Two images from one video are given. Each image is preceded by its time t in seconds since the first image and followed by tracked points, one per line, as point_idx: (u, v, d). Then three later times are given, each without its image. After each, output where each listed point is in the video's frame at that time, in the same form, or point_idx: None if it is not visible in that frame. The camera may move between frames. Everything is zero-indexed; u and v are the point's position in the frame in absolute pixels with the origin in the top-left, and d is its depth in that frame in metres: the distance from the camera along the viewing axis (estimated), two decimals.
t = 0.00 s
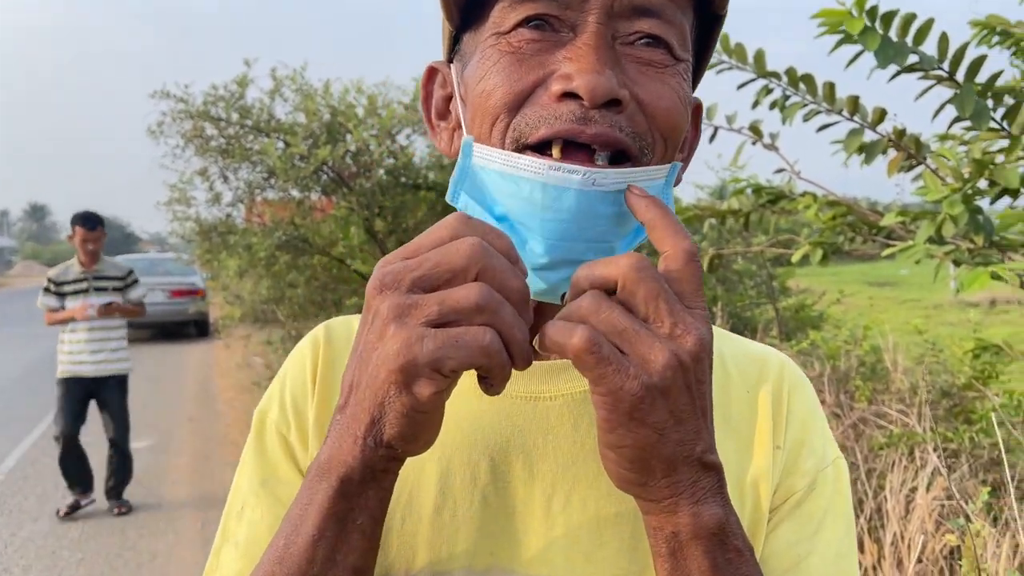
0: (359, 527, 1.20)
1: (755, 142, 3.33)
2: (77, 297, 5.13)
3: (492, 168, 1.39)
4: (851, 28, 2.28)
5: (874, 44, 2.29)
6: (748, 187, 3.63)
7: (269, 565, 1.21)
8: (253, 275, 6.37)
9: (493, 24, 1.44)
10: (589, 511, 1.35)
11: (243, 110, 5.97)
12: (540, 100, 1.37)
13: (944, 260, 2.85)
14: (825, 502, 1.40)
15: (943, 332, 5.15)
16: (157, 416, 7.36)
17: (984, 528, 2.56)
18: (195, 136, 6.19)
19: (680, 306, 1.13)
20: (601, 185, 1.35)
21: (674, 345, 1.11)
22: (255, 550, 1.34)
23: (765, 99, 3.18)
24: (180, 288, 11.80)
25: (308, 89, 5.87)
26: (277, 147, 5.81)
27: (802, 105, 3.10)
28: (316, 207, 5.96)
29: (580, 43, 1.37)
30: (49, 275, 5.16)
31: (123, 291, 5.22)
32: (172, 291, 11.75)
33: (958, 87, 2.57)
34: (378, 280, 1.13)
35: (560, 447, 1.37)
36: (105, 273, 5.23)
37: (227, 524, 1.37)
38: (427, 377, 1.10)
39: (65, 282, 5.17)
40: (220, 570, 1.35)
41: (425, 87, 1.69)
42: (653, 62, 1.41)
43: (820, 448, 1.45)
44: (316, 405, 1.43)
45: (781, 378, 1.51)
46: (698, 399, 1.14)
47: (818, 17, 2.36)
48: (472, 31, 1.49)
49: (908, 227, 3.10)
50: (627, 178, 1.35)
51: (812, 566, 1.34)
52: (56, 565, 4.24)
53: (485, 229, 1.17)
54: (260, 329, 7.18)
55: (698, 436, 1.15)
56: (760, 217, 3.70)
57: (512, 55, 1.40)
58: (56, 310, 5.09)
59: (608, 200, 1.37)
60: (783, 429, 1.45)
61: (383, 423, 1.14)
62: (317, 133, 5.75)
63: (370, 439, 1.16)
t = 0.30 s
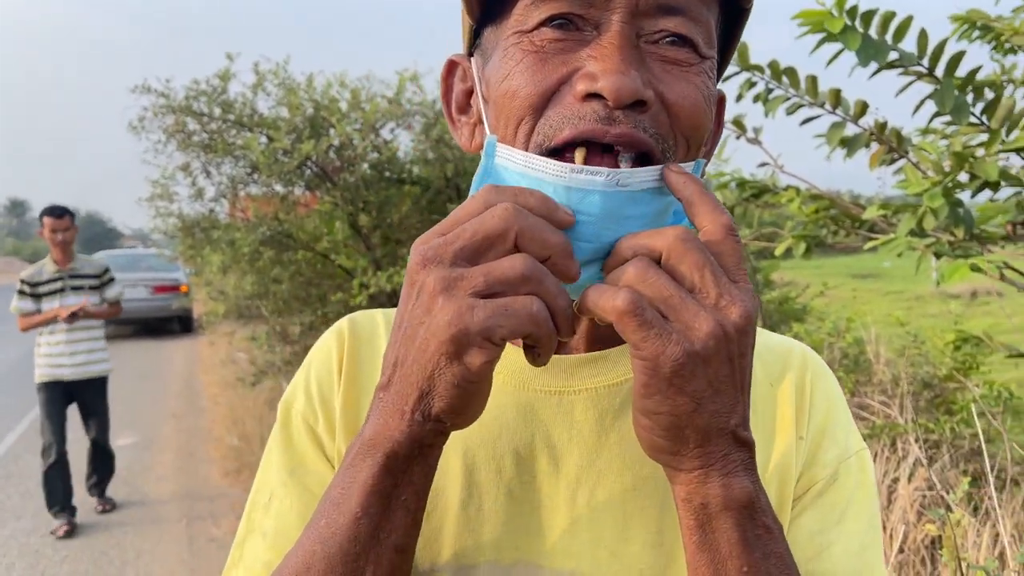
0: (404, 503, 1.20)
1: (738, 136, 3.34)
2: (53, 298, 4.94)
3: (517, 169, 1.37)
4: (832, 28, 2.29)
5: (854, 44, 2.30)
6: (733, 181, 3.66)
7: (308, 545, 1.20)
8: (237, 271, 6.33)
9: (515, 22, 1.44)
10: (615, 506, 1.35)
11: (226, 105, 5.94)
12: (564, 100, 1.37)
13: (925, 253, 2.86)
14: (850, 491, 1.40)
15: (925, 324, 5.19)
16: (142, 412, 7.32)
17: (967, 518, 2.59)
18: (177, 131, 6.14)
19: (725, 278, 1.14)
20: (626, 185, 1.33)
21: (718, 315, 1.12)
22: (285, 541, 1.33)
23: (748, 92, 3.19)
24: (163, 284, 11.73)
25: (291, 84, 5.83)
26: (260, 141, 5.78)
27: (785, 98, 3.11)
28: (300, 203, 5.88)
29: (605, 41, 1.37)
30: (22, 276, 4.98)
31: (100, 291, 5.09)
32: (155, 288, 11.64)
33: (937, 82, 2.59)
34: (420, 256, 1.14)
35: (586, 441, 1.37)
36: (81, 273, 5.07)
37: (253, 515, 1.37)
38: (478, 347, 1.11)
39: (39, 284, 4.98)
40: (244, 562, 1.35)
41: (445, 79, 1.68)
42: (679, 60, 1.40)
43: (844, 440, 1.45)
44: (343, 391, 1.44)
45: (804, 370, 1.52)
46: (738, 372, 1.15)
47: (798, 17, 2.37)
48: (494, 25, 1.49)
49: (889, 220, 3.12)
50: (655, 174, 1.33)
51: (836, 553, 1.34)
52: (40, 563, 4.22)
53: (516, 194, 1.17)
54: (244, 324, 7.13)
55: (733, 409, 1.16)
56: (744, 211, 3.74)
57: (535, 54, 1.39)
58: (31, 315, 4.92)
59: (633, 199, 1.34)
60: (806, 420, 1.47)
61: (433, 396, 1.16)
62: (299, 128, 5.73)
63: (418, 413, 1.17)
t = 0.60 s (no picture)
0: (376, 473, 1.17)
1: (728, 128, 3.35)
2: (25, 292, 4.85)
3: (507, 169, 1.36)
4: (817, 26, 2.30)
5: (840, 40, 2.30)
6: (720, 174, 3.67)
7: (278, 519, 1.16)
8: (222, 265, 6.28)
9: (506, 21, 1.44)
10: (585, 501, 1.34)
11: (210, 98, 5.89)
12: (551, 101, 1.36)
13: (911, 245, 2.87)
14: (814, 489, 1.41)
15: (909, 315, 5.22)
16: (125, 407, 7.26)
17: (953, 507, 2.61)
18: (161, 124, 6.08)
19: (714, 260, 1.16)
20: (606, 202, 1.33)
21: (712, 293, 1.13)
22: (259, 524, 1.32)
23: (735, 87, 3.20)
24: (148, 277, 11.64)
25: (276, 76, 5.79)
26: (246, 134, 5.75)
27: (772, 92, 3.12)
28: (285, 195, 5.86)
29: (593, 47, 1.36)
30: None
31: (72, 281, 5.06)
32: (139, 281, 11.54)
33: (922, 77, 2.60)
34: (394, 225, 1.14)
35: (556, 437, 1.37)
36: (51, 263, 5.02)
37: (227, 501, 1.36)
38: (448, 311, 1.10)
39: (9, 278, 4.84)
40: (215, 551, 1.33)
41: (432, 72, 1.67)
42: (666, 71, 1.40)
43: (810, 440, 1.47)
44: (321, 377, 1.44)
45: (773, 372, 1.53)
46: (732, 352, 1.16)
47: (786, 14, 2.37)
48: (486, 23, 1.49)
49: (877, 213, 3.13)
50: (632, 194, 1.35)
51: (798, 545, 1.34)
52: (25, 559, 4.19)
53: (485, 159, 1.20)
54: (229, 318, 7.09)
55: (726, 390, 1.17)
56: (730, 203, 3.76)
57: (523, 53, 1.39)
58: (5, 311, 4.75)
59: (610, 215, 1.34)
60: (774, 418, 1.47)
61: (405, 363, 1.14)
62: (285, 120, 5.70)
63: (391, 381, 1.15)
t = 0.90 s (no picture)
0: (374, 455, 1.15)
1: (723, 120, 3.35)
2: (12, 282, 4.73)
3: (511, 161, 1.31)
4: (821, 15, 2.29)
5: (843, 29, 2.29)
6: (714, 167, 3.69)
7: (273, 505, 1.14)
8: (212, 257, 6.23)
9: (500, 7, 1.42)
10: (587, 489, 1.34)
11: (200, 88, 5.85)
12: (545, 85, 1.35)
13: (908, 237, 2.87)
14: (807, 477, 1.39)
15: (900, 307, 5.25)
16: (114, 400, 7.21)
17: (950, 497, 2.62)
18: (150, 114, 6.03)
19: (732, 238, 1.15)
20: (605, 189, 1.29)
21: (730, 270, 1.12)
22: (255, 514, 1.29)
23: (730, 82, 3.20)
24: (135, 270, 11.57)
25: (267, 67, 5.76)
26: (236, 125, 5.71)
27: (767, 87, 3.12)
28: (275, 186, 5.82)
29: (591, 30, 1.35)
30: None
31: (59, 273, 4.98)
32: (127, 273, 11.47)
33: (920, 70, 2.61)
34: (386, 201, 1.13)
35: (556, 426, 1.36)
36: (38, 256, 4.92)
37: (222, 491, 1.33)
38: (447, 285, 1.09)
39: None
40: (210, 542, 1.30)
41: (425, 61, 1.65)
42: (665, 55, 1.38)
43: (804, 427, 1.44)
44: (317, 365, 1.42)
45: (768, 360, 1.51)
46: (750, 331, 1.15)
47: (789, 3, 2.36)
48: (479, 8, 1.47)
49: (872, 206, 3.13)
50: (632, 185, 1.31)
51: (792, 532, 1.32)
52: (17, 553, 4.16)
53: (482, 139, 1.19)
54: (219, 310, 7.05)
55: (743, 368, 1.17)
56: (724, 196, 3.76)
57: (518, 37, 1.37)
58: None
59: (609, 203, 1.30)
60: (769, 405, 1.44)
61: (403, 341, 1.12)
62: (275, 111, 5.67)
63: (389, 359, 1.14)
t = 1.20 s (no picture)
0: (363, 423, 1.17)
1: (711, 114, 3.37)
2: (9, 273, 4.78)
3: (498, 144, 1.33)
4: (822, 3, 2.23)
5: (842, 18, 2.24)
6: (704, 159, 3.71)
7: (265, 473, 1.16)
8: (205, 248, 6.24)
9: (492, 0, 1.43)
10: (572, 465, 1.36)
11: (192, 79, 5.84)
12: (534, 76, 1.36)
13: (895, 228, 2.90)
14: (785, 455, 1.41)
15: (889, 300, 5.29)
16: (106, 391, 7.21)
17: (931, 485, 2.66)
18: (142, 105, 6.03)
19: (714, 214, 1.19)
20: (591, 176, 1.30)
21: (718, 244, 1.15)
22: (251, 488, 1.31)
23: (720, 75, 3.22)
24: (128, 260, 11.56)
25: (259, 58, 5.76)
26: (228, 116, 5.72)
27: (756, 80, 3.15)
28: (268, 177, 5.83)
29: (579, 24, 1.37)
30: None
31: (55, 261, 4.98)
32: (119, 264, 11.46)
33: (911, 62, 2.62)
34: (373, 174, 1.15)
35: (542, 404, 1.39)
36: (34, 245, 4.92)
37: (219, 468, 1.35)
38: (441, 252, 1.12)
39: None
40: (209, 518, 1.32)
41: (418, 53, 1.67)
42: (648, 48, 1.41)
43: (783, 405, 1.46)
44: (311, 345, 1.45)
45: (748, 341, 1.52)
46: (736, 303, 1.18)
47: None
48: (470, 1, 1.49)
49: (860, 198, 3.15)
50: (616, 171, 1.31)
51: (772, 508, 1.35)
52: (10, 542, 4.17)
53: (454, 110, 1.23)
54: (211, 301, 7.06)
55: (731, 338, 1.19)
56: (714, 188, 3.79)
57: (509, 29, 1.39)
58: None
59: (595, 190, 1.31)
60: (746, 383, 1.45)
61: (394, 309, 1.15)
62: (268, 101, 5.67)
63: (380, 328, 1.16)
